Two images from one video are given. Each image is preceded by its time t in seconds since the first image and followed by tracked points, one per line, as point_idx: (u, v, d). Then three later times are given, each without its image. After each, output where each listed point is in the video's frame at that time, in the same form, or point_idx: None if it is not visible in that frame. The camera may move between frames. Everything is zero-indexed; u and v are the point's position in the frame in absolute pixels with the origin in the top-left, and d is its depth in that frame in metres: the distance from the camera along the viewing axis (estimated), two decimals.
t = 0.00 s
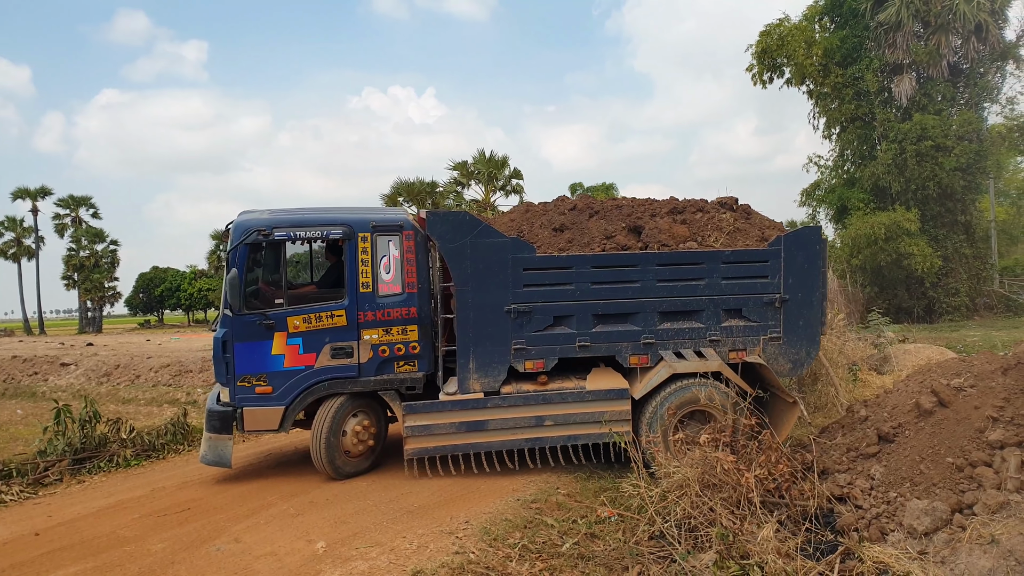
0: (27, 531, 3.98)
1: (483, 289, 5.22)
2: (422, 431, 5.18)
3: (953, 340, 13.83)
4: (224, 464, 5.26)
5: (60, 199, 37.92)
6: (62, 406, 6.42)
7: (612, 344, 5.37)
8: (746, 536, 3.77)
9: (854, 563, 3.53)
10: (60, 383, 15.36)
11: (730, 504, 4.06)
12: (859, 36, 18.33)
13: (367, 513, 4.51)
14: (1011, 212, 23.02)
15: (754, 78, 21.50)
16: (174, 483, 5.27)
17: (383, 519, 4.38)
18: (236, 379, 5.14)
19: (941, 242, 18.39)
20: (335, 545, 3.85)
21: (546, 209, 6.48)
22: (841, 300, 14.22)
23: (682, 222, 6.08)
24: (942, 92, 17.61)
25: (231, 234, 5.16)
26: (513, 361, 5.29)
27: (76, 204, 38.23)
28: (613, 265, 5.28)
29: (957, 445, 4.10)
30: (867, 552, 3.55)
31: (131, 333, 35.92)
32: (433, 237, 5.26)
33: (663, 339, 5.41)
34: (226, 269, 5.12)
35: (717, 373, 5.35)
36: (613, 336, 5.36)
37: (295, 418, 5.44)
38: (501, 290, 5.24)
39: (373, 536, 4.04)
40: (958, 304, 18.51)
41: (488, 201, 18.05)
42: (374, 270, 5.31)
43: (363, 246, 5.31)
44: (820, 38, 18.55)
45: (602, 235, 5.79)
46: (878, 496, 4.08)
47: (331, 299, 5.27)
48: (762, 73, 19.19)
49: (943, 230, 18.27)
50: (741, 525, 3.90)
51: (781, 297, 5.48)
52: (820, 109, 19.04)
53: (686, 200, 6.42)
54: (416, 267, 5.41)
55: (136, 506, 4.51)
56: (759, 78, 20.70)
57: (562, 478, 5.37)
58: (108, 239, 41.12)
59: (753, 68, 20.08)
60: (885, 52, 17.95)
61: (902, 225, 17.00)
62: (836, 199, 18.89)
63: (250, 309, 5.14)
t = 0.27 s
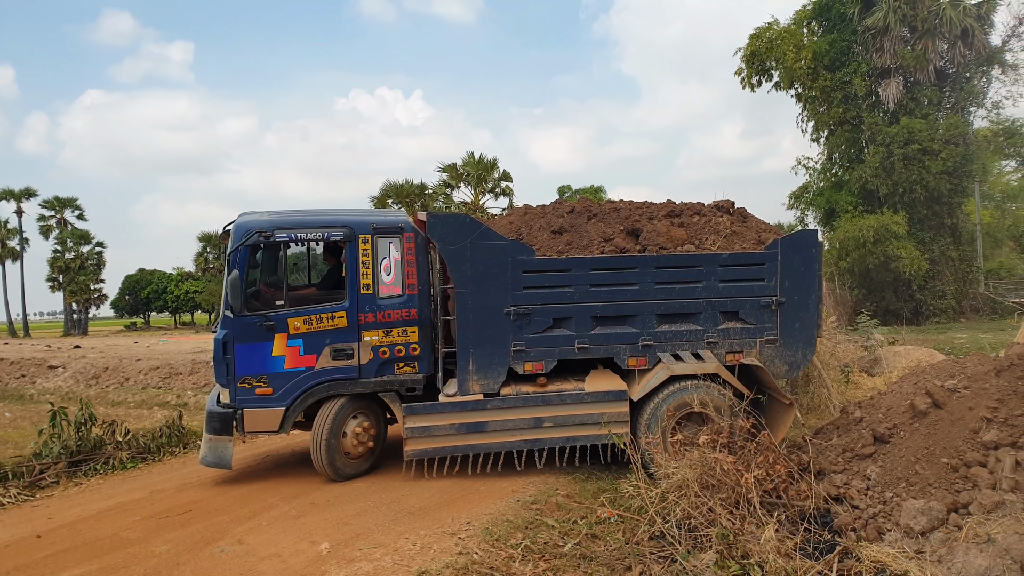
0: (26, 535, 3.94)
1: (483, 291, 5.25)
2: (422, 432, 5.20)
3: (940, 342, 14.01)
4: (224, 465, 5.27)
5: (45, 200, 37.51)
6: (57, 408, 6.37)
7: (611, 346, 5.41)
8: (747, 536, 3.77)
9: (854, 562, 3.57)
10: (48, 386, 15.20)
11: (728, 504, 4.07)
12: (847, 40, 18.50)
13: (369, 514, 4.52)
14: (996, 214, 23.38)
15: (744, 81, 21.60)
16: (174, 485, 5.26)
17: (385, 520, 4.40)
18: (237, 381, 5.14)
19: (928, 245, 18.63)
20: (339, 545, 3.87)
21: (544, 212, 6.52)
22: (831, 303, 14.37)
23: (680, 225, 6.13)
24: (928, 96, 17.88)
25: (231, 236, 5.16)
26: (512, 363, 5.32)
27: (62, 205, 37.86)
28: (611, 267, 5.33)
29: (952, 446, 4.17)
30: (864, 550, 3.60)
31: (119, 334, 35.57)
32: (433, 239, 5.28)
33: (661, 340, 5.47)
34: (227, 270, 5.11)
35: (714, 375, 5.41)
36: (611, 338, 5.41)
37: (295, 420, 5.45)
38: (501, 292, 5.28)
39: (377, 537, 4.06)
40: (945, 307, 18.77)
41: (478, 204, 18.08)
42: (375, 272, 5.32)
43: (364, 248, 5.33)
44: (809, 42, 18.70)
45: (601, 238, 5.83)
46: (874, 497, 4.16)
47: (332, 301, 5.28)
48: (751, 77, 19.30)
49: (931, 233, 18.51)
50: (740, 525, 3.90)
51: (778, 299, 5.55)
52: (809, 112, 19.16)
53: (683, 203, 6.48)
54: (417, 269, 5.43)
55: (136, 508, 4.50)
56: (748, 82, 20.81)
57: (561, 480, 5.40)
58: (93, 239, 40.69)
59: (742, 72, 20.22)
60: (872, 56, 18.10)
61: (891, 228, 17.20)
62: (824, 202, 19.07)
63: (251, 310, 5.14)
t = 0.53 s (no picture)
0: (36, 534, 4.07)
1: (484, 293, 5.29)
2: (424, 433, 5.24)
3: (932, 343, 14.16)
4: (228, 465, 5.30)
5: (35, 202, 37.25)
6: (58, 409, 6.37)
7: (612, 346, 5.46)
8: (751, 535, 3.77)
9: (856, 560, 3.61)
10: (42, 388, 15.10)
11: (730, 502, 4.08)
12: (839, 41, 18.64)
13: (374, 513, 4.57)
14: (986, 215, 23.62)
15: (736, 82, 21.68)
16: (178, 485, 5.30)
17: (390, 519, 4.46)
18: (241, 382, 5.15)
19: (920, 246, 18.82)
20: (346, 544, 3.96)
21: (544, 214, 6.57)
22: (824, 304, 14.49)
23: (679, 226, 6.19)
24: (919, 98, 18.11)
25: (235, 238, 5.17)
26: (514, 364, 5.35)
27: (52, 207, 37.63)
28: (612, 268, 5.38)
29: (951, 444, 4.25)
30: (867, 548, 3.64)
31: (110, 336, 35.35)
32: (435, 240, 5.31)
33: (662, 341, 5.52)
34: (231, 273, 5.12)
35: (713, 375, 5.47)
36: (612, 338, 5.46)
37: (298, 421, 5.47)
38: (504, 293, 5.32)
39: (384, 536, 4.13)
40: (936, 307, 18.96)
41: (471, 205, 18.13)
42: (378, 273, 5.35)
43: (367, 250, 5.35)
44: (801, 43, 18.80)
45: (602, 239, 5.88)
46: (874, 495, 4.22)
47: (336, 302, 5.31)
48: (744, 78, 19.39)
49: (922, 234, 18.69)
50: (743, 523, 3.92)
51: (777, 300, 5.62)
52: (801, 113, 19.29)
53: (682, 204, 6.55)
54: (419, 270, 5.47)
55: (142, 508, 4.58)
56: (740, 83, 20.91)
57: (563, 479, 5.44)
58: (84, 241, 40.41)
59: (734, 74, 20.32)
60: (864, 58, 18.26)
61: (883, 229, 17.35)
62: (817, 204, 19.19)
63: (255, 312, 5.15)
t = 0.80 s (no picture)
0: (42, 535, 4.20)
1: (486, 292, 5.32)
2: (427, 432, 5.26)
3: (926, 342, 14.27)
4: (231, 465, 5.33)
5: (29, 203, 37.06)
6: (58, 410, 6.36)
7: (613, 346, 5.50)
8: (752, 532, 3.75)
9: (856, 557, 3.64)
10: (37, 390, 15.03)
11: (731, 500, 4.10)
12: (833, 42, 18.73)
13: (378, 511, 4.62)
14: (979, 214, 23.79)
15: (731, 82, 21.74)
16: (181, 485, 5.33)
17: (394, 517, 4.50)
18: (244, 382, 5.17)
19: (914, 246, 18.95)
20: (351, 543, 4.02)
21: (544, 214, 6.61)
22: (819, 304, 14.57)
23: (679, 226, 6.23)
24: (913, 98, 18.24)
25: (237, 239, 5.19)
26: (515, 363, 5.38)
27: (45, 209, 37.41)
28: (613, 268, 5.42)
29: (949, 441, 4.30)
30: (867, 545, 3.68)
31: (104, 338, 35.18)
32: (436, 240, 5.34)
33: (662, 340, 5.56)
34: (234, 273, 5.14)
35: (713, 374, 5.51)
36: (613, 338, 5.49)
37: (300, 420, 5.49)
38: (505, 293, 5.34)
39: (388, 534, 4.18)
40: (930, 307, 19.10)
41: (466, 206, 18.15)
42: (380, 273, 5.37)
43: (370, 250, 5.38)
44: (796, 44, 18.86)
45: (602, 239, 5.92)
46: (874, 492, 4.27)
47: (338, 302, 5.33)
48: (738, 79, 19.43)
49: (916, 234, 18.82)
50: (744, 519, 3.92)
51: (776, 299, 5.66)
52: (795, 114, 19.36)
53: (682, 204, 6.59)
54: (421, 270, 5.49)
55: (146, 508, 4.67)
56: (735, 83, 20.97)
57: (564, 478, 5.47)
58: (77, 242, 40.21)
59: (729, 74, 20.37)
60: (858, 58, 18.35)
61: (877, 229, 17.45)
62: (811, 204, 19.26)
63: (258, 313, 5.17)
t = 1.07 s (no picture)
0: (46, 536, 4.24)
1: (486, 293, 5.35)
2: (428, 433, 5.29)
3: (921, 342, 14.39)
4: (232, 466, 5.35)
5: (22, 205, 36.88)
6: (58, 412, 6.36)
7: (612, 346, 5.54)
8: (752, 531, 3.79)
9: (855, 555, 3.68)
10: (33, 392, 14.97)
11: (731, 499, 4.13)
12: (827, 43, 18.84)
13: (380, 511, 4.65)
14: (972, 214, 23.97)
15: (726, 83, 21.82)
16: (183, 486, 5.35)
17: (396, 517, 4.53)
18: (245, 383, 5.19)
19: (908, 245, 19.09)
20: (354, 543, 4.05)
21: (544, 215, 6.64)
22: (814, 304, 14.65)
23: (677, 227, 6.28)
24: (907, 99, 18.37)
25: (239, 241, 5.21)
26: (515, 364, 5.41)
27: (39, 210, 37.25)
28: (612, 269, 5.46)
29: (946, 440, 4.35)
30: (866, 543, 3.72)
31: (99, 340, 35.04)
32: (437, 242, 5.36)
33: (661, 341, 5.60)
34: (236, 275, 5.16)
35: (712, 373, 5.56)
36: (612, 338, 5.53)
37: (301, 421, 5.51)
38: (505, 294, 5.37)
39: (391, 534, 4.21)
40: (925, 306, 19.24)
41: (462, 207, 18.18)
42: (381, 275, 5.39)
43: (371, 252, 5.40)
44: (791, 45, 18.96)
45: (601, 240, 5.95)
46: (871, 491, 4.32)
47: (339, 304, 5.35)
48: (733, 80, 19.49)
49: (910, 233, 18.96)
50: (744, 518, 3.95)
51: (774, 300, 5.71)
52: (790, 114, 19.45)
53: (680, 205, 6.64)
54: (422, 272, 5.52)
55: (148, 509, 4.72)
56: (730, 84, 21.06)
57: (564, 478, 5.50)
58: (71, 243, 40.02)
59: (724, 75, 20.44)
60: (852, 59, 18.46)
61: (872, 229, 17.56)
62: (806, 204, 19.34)
63: (260, 314, 5.18)
